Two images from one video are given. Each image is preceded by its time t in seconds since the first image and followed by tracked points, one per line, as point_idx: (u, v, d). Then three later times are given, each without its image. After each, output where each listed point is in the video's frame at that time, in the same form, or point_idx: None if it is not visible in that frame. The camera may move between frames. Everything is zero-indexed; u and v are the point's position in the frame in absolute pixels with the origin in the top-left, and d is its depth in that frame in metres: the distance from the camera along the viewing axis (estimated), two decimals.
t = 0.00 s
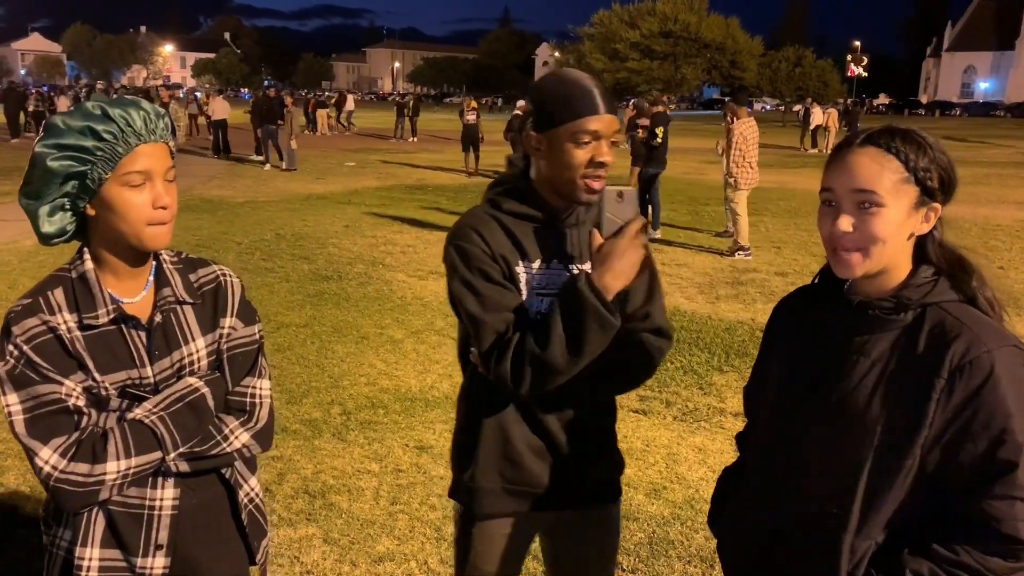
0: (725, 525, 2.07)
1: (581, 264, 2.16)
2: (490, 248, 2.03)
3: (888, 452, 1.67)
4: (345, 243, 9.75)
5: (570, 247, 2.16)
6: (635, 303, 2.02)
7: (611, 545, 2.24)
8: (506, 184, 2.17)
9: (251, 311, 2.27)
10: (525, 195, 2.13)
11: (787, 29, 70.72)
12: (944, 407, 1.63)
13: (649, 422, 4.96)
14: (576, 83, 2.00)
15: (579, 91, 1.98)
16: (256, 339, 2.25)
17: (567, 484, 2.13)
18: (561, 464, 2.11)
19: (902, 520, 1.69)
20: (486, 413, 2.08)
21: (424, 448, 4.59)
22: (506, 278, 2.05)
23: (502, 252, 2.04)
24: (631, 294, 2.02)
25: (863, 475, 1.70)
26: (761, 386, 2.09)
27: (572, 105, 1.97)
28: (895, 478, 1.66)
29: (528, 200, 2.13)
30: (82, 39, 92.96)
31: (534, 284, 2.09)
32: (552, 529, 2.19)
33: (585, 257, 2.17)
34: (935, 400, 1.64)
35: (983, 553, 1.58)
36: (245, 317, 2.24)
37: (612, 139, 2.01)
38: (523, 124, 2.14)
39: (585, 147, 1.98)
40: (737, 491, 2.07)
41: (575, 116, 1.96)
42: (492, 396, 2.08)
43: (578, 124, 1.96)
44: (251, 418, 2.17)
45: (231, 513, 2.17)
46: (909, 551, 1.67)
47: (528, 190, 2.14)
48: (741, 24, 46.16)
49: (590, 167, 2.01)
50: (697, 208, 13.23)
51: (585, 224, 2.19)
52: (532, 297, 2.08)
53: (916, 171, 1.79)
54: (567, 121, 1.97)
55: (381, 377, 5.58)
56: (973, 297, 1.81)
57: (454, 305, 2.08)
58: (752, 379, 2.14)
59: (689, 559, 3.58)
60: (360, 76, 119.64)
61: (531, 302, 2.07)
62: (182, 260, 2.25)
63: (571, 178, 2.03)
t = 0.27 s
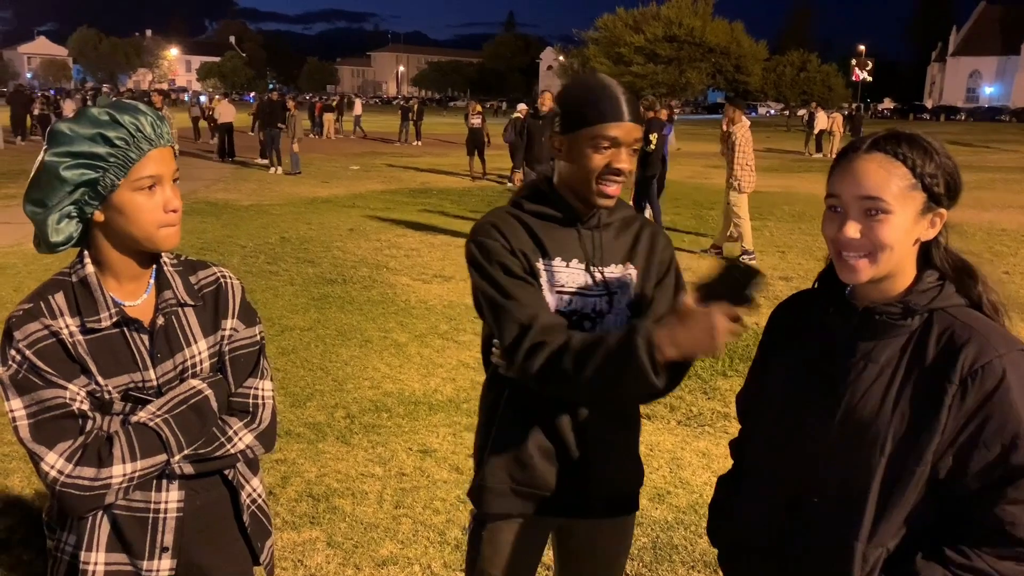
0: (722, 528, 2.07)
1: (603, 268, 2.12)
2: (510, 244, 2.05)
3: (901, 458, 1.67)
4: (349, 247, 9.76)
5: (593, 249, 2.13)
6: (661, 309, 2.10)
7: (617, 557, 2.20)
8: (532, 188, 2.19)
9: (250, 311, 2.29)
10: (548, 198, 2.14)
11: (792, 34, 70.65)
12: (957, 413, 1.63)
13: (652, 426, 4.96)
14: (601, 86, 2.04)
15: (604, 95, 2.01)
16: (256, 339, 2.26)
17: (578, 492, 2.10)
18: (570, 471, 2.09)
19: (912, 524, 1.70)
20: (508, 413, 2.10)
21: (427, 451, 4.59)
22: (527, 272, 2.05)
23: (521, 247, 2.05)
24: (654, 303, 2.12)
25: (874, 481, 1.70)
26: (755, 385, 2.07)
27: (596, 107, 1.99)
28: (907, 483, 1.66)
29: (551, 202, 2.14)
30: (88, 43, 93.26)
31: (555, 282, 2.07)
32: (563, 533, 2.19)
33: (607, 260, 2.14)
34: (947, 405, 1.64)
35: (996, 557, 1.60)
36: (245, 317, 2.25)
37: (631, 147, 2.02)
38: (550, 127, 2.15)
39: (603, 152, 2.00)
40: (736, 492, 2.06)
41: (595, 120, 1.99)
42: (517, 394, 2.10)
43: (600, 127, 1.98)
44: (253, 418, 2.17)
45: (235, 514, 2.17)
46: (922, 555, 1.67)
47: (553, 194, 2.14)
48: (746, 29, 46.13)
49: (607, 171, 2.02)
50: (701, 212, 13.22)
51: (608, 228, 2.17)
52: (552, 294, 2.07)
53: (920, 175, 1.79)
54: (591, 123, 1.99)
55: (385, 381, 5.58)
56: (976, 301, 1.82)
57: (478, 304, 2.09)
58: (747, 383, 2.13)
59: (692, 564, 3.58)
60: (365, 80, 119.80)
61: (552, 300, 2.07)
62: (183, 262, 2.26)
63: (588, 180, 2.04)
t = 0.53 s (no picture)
0: (727, 533, 2.08)
1: (622, 274, 2.15)
2: (531, 247, 2.05)
3: (905, 467, 1.67)
4: (353, 252, 9.78)
5: (612, 255, 2.15)
6: (672, 321, 2.17)
7: (619, 564, 2.21)
8: (550, 194, 2.19)
9: (254, 314, 2.31)
10: (565, 204, 2.15)
11: (796, 38, 70.64)
12: (963, 420, 1.63)
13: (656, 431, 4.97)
14: (616, 92, 2.02)
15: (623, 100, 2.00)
16: (259, 341, 2.29)
17: (587, 498, 2.10)
18: (580, 477, 2.09)
19: (916, 531, 1.70)
20: (526, 416, 2.08)
21: (431, 456, 4.59)
22: (547, 273, 2.04)
23: (543, 250, 2.05)
24: (665, 316, 2.16)
25: (880, 488, 1.70)
26: (757, 390, 2.08)
27: (614, 113, 1.99)
28: (912, 492, 1.66)
29: (571, 207, 2.14)
30: (95, 48, 93.61)
31: (574, 285, 2.08)
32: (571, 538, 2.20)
33: (625, 267, 2.17)
34: (951, 414, 1.63)
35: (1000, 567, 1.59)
36: (248, 320, 2.28)
37: (646, 154, 2.02)
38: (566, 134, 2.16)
39: (616, 159, 2.00)
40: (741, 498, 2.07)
41: (612, 127, 1.98)
42: (535, 396, 2.08)
43: (615, 134, 1.98)
44: (261, 420, 2.20)
45: (240, 515, 2.18)
46: (926, 564, 1.68)
47: (573, 201, 2.15)
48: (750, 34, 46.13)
49: (620, 178, 2.03)
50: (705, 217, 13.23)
51: (624, 236, 2.19)
52: (573, 297, 2.07)
53: (925, 184, 1.79)
54: (604, 129, 1.99)
55: (389, 385, 5.58)
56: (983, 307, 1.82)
57: (495, 305, 2.08)
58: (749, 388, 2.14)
59: (697, 570, 3.57)
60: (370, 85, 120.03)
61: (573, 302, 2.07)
62: (186, 267, 2.28)
63: (603, 188, 2.06)
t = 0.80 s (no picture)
0: (721, 536, 2.07)
1: (630, 279, 2.14)
2: (535, 249, 2.04)
3: (901, 468, 1.67)
4: (355, 256, 9.77)
5: (618, 259, 2.14)
6: (682, 325, 2.14)
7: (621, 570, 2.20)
8: (557, 198, 2.20)
9: (257, 320, 2.31)
10: (572, 208, 2.15)
11: (797, 42, 70.64)
12: (959, 424, 1.63)
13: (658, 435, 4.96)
14: (618, 96, 2.02)
15: (623, 104, 2.00)
16: (263, 348, 2.28)
17: (587, 502, 2.10)
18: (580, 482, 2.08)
19: (910, 534, 1.69)
20: (530, 418, 2.08)
21: (433, 461, 4.58)
22: (552, 276, 2.03)
23: (547, 253, 2.05)
24: (675, 321, 2.14)
25: (873, 490, 1.69)
26: (757, 395, 2.07)
27: (615, 116, 1.99)
28: (905, 494, 1.65)
29: (576, 211, 2.14)
30: (96, 53, 93.75)
31: (578, 288, 2.08)
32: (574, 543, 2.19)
33: (631, 271, 2.16)
34: (948, 417, 1.63)
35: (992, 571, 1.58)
36: (252, 326, 2.27)
37: (648, 155, 2.02)
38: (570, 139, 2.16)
39: (618, 160, 2.00)
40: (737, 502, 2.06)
41: (613, 130, 1.98)
42: (538, 398, 2.08)
43: (617, 136, 1.98)
44: (264, 425, 2.19)
45: (244, 521, 2.18)
46: (918, 566, 1.66)
47: (578, 204, 2.15)
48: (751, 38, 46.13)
49: (624, 179, 2.02)
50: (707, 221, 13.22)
51: (631, 241, 2.18)
52: (579, 300, 2.07)
53: (926, 188, 1.79)
54: (606, 132, 1.99)
55: (390, 390, 5.57)
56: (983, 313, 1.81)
57: (500, 307, 2.08)
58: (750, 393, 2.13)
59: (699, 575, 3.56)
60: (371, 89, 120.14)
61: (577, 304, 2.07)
62: (189, 274, 2.28)
63: (605, 191, 2.05)
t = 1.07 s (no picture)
0: (719, 537, 2.06)
1: (631, 281, 2.14)
2: (536, 250, 2.04)
3: (893, 467, 1.66)
4: (355, 257, 9.78)
5: (619, 260, 2.14)
6: (683, 327, 2.12)
7: (621, 571, 2.20)
8: (558, 199, 2.19)
9: (261, 324, 2.30)
10: (572, 210, 2.15)
11: (798, 44, 70.67)
12: (952, 423, 1.62)
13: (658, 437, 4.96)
14: (620, 97, 2.02)
15: (624, 105, 2.00)
16: (266, 352, 2.27)
17: (586, 505, 2.09)
18: (579, 483, 2.07)
19: (901, 534, 1.68)
20: (529, 418, 2.07)
21: (433, 462, 4.58)
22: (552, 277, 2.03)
23: (547, 254, 2.04)
24: (676, 322, 2.13)
25: (863, 489, 1.68)
26: (757, 396, 2.07)
27: (616, 116, 1.99)
28: (896, 494, 1.64)
29: (576, 212, 2.14)
30: (97, 54, 93.75)
31: (579, 290, 2.07)
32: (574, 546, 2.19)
33: (631, 274, 2.16)
34: (940, 417, 1.62)
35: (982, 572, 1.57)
36: (255, 331, 2.26)
37: (648, 156, 2.01)
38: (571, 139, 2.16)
39: (618, 161, 1.99)
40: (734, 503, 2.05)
41: (614, 130, 1.98)
42: (538, 399, 2.07)
43: (618, 136, 1.97)
44: (263, 432, 2.17)
45: (243, 526, 2.17)
46: (909, 566, 1.65)
47: (579, 205, 2.14)
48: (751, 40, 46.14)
49: (624, 179, 2.01)
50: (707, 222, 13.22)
51: (631, 243, 2.18)
52: (580, 302, 2.07)
53: (926, 187, 1.78)
54: (607, 132, 1.98)
55: (390, 391, 5.57)
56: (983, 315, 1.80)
57: (501, 307, 2.07)
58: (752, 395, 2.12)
59: None
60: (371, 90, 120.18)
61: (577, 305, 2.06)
62: (193, 276, 2.27)
63: (606, 191, 2.04)
